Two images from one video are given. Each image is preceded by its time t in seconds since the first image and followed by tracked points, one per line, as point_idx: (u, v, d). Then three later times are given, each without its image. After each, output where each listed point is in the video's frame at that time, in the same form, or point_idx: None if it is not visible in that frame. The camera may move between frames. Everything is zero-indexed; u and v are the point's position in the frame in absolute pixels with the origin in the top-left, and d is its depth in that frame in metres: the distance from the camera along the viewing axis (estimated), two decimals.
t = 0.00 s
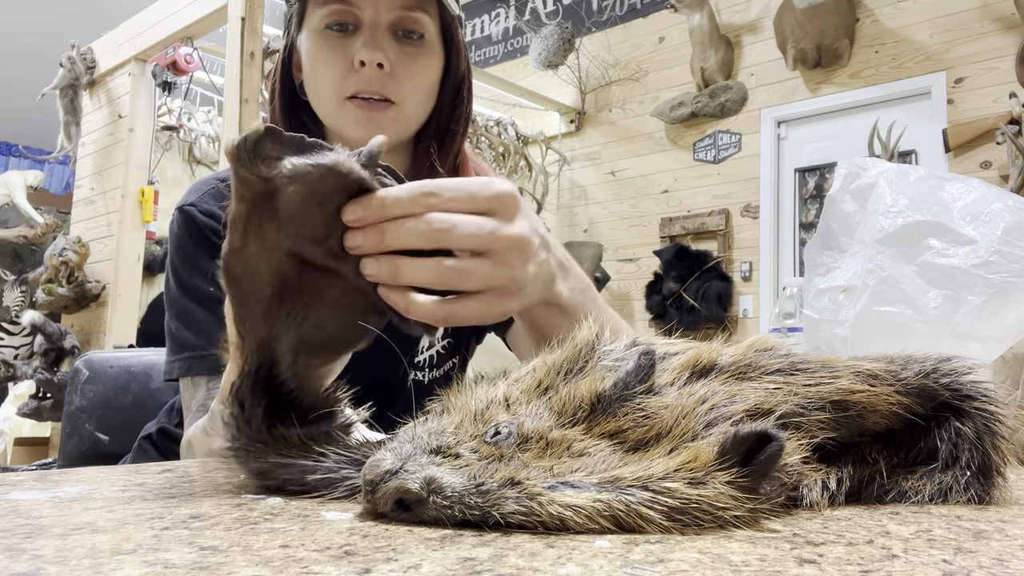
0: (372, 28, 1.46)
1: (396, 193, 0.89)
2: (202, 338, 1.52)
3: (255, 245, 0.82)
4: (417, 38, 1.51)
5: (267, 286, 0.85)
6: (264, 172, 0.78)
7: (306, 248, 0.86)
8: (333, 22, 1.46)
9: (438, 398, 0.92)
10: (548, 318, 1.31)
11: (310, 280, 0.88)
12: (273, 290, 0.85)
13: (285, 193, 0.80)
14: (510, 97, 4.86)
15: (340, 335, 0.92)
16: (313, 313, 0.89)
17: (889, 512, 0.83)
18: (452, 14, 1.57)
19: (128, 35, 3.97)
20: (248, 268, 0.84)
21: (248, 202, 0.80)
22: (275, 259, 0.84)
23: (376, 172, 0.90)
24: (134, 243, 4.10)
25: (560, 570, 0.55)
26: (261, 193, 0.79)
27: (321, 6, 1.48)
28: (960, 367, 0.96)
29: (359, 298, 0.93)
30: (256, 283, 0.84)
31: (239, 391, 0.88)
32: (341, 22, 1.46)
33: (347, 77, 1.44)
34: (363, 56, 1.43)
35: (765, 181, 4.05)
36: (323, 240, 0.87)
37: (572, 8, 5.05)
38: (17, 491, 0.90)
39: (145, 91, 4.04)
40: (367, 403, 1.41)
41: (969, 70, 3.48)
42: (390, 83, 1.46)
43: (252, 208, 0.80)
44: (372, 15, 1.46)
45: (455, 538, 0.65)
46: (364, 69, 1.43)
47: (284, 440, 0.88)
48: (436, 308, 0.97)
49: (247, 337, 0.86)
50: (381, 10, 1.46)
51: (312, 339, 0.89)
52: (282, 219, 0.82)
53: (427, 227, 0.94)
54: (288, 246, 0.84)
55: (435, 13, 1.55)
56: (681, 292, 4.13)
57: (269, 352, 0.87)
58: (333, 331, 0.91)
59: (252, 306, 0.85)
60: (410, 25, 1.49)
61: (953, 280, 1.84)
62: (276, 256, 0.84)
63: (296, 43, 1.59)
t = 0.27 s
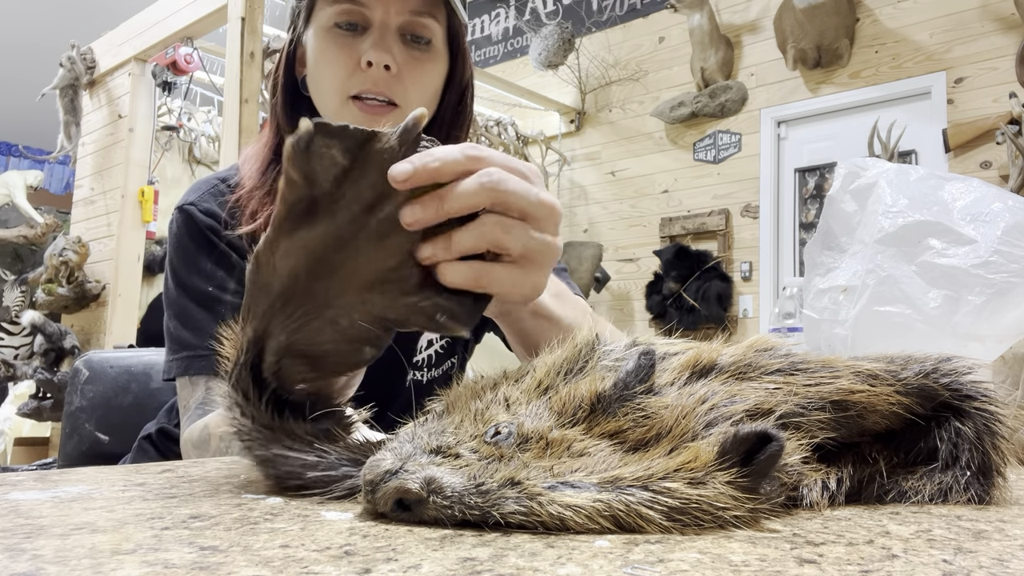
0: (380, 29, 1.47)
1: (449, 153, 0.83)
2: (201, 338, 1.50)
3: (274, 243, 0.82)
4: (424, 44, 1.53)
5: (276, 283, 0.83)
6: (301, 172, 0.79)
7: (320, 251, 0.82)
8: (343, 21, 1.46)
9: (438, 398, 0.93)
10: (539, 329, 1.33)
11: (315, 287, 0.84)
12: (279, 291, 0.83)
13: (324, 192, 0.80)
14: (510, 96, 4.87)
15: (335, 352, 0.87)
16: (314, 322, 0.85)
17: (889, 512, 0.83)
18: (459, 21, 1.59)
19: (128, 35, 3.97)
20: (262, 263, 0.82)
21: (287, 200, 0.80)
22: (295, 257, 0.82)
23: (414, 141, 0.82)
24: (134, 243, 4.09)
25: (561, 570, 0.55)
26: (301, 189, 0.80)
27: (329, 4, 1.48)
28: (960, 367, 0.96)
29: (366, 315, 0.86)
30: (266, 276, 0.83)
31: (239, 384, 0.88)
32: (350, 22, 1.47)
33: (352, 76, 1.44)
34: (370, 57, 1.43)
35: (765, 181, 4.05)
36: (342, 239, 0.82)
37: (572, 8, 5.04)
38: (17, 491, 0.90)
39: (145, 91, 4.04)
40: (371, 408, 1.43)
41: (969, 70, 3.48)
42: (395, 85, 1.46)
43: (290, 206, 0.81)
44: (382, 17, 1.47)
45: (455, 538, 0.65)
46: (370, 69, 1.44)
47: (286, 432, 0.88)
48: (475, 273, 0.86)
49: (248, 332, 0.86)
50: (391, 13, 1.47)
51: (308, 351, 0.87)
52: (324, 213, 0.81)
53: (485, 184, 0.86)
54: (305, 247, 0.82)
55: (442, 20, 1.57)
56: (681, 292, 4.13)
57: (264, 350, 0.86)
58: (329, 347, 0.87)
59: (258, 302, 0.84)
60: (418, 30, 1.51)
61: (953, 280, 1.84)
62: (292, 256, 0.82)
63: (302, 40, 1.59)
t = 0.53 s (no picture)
0: (386, 23, 1.47)
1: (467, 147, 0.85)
2: (197, 341, 1.50)
3: (310, 233, 0.84)
4: (429, 39, 1.53)
5: (308, 272, 0.86)
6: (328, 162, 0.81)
7: (352, 244, 0.84)
8: (348, 15, 1.46)
9: (439, 395, 0.93)
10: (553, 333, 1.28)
11: (347, 277, 0.86)
12: (311, 278, 0.86)
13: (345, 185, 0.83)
14: (510, 96, 4.87)
15: (361, 341, 0.90)
16: (344, 312, 0.88)
17: (889, 512, 0.83)
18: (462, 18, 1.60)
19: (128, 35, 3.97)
20: (297, 252, 0.85)
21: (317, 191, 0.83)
22: (328, 248, 0.85)
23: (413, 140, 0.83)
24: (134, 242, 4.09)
25: (561, 569, 0.55)
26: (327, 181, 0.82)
27: None
28: (960, 367, 0.96)
29: (394, 306, 0.90)
30: (300, 263, 0.86)
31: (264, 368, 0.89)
32: (355, 16, 1.46)
33: (359, 69, 1.44)
34: (376, 50, 1.43)
35: (765, 181, 4.05)
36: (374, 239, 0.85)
37: (572, 8, 5.03)
38: (17, 491, 0.91)
39: (145, 91, 4.04)
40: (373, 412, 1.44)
41: (969, 70, 3.48)
42: (400, 79, 1.46)
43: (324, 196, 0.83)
44: (387, 11, 1.47)
45: (455, 538, 0.65)
46: (376, 63, 1.44)
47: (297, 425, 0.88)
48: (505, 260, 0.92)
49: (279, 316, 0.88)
50: (396, 8, 1.47)
51: (335, 341, 0.89)
52: (351, 206, 0.83)
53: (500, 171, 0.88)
54: (337, 239, 0.84)
55: (446, 17, 1.58)
56: (681, 292, 4.13)
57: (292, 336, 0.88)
58: (356, 337, 0.89)
59: (291, 288, 0.87)
60: (423, 25, 1.51)
61: (953, 280, 1.84)
62: (327, 246, 0.84)
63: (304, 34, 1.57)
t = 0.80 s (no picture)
0: (385, 22, 1.47)
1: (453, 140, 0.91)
2: (200, 339, 1.50)
3: (301, 248, 0.85)
4: (429, 37, 1.53)
5: (302, 285, 0.86)
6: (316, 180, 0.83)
7: (345, 258, 0.86)
8: (348, 15, 1.47)
9: (439, 395, 0.94)
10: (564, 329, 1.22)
11: (341, 290, 0.87)
12: (306, 292, 0.87)
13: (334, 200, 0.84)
14: (510, 96, 4.87)
15: (359, 353, 0.90)
16: (340, 324, 0.88)
17: (889, 512, 0.83)
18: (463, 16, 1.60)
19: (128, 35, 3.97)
20: (292, 265, 0.86)
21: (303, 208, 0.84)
22: (320, 261, 0.85)
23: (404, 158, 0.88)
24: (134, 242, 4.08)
25: (561, 570, 0.55)
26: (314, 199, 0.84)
27: None
28: (960, 367, 0.96)
29: (389, 318, 0.90)
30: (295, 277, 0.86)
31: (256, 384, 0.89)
32: (354, 15, 1.47)
33: (358, 69, 1.44)
34: (375, 48, 1.42)
35: (765, 181, 4.05)
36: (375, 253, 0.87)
37: (572, 8, 5.00)
38: (17, 491, 0.91)
39: (145, 91, 4.04)
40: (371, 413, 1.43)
41: (969, 70, 3.49)
42: (400, 79, 1.46)
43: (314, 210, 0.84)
44: (387, 10, 1.47)
45: (455, 538, 0.65)
46: (376, 62, 1.43)
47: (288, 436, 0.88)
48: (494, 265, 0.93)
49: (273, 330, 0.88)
50: (396, 6, 1.47)
51: (333, 353, 0.89)
52: (340, 220, 0.85)
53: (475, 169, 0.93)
54: (328, 251, 0.85)
55: (448, 15, 1.57)
56: (681, 292, 4.13)
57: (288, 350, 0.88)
58: (353, 349, 0.90)
59: (286, 302, 0.87)
60: (423, 23, 1.51)
61: (953, 280, 1.84)
62: (319, 260, 0.85)
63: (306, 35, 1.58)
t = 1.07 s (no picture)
0: (385, 23, 1.47)
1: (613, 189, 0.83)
2: (204, 337, 1.52)
3: (251, 273, 0.78)
4: (429, 37, 1.52)
5: (264, 306, 0.80)
6: (246, 207, 0.75)
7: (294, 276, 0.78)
8: (347, 15, 1.47)
9: (439, 396, 0.94)
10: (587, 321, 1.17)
11: (305, 303, 0.80)
12: (271, 312, 0.81)
13: (270, 223, 0.75)
14: (510, 97, 4.87)
15: (339, 358, 0.84)
16: (313, 335, 0.82)
17: (889, 512, 0.83)
18: (463, 16, 1.58)
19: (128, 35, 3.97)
20: (247, 289, 0.80)
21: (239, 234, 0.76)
22: (271, 283, 0.78)
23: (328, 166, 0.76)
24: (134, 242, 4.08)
25: (561, 570, 0.55)
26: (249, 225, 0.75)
27: None
28: (960, 367, 0.96)
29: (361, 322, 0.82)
30: (253, 301, 0.80)
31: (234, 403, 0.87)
32: (354, 16, 1.47)
33: (357, 71, 1.44)
34: (374, 50, 1.43)
35: (765, 181, 4.05)
36: (329, 265, 0.77)
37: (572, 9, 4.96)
38: (17, 491, 0.90)
39: (145, 91, 4.04)
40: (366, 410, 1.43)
41: (969, 70, 3.49)
42: (399, 79, 1.46)
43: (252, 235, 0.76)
44: (386, 11, 1.47)
45: (455, 538, 0.65)
46: (375, 64, 1.44)
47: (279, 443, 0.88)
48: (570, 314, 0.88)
49: (247, 353, 0.83)
50: (394, 8, 1.47)
51: (313, 362, 0.84)
52: (281, 242, 0.76)
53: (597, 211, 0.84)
54: (279, 273, 0.77)
55: (448, 14, 1.56)
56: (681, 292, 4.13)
57: (266, 368, 0.84)
58: (334, 354, 0.84)
59: (253, 324, 0.82)
60: (422, 23, 1.51)
61: (953, 280, 1.84)
62: (273, 281, 0.78)
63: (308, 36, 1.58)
